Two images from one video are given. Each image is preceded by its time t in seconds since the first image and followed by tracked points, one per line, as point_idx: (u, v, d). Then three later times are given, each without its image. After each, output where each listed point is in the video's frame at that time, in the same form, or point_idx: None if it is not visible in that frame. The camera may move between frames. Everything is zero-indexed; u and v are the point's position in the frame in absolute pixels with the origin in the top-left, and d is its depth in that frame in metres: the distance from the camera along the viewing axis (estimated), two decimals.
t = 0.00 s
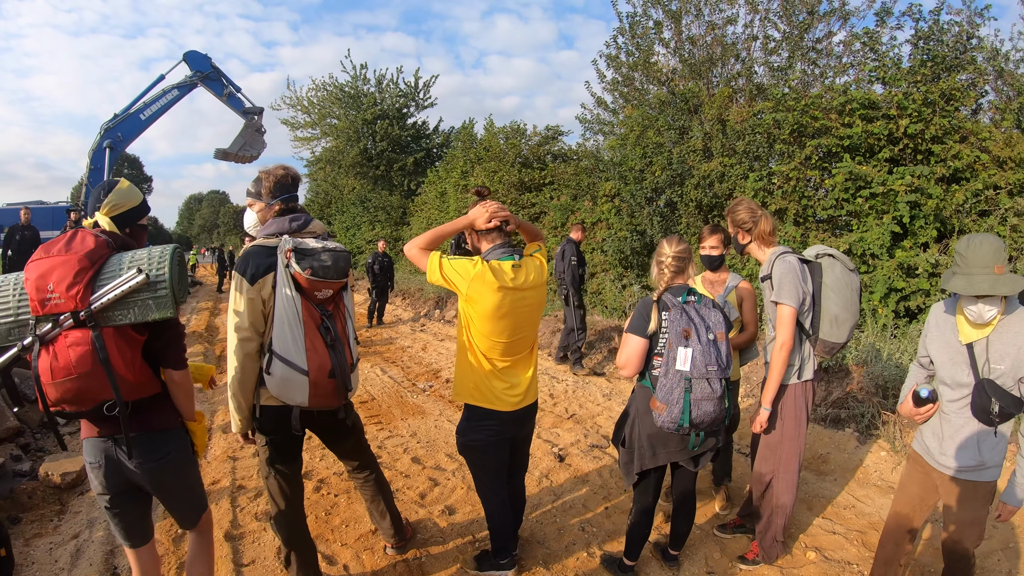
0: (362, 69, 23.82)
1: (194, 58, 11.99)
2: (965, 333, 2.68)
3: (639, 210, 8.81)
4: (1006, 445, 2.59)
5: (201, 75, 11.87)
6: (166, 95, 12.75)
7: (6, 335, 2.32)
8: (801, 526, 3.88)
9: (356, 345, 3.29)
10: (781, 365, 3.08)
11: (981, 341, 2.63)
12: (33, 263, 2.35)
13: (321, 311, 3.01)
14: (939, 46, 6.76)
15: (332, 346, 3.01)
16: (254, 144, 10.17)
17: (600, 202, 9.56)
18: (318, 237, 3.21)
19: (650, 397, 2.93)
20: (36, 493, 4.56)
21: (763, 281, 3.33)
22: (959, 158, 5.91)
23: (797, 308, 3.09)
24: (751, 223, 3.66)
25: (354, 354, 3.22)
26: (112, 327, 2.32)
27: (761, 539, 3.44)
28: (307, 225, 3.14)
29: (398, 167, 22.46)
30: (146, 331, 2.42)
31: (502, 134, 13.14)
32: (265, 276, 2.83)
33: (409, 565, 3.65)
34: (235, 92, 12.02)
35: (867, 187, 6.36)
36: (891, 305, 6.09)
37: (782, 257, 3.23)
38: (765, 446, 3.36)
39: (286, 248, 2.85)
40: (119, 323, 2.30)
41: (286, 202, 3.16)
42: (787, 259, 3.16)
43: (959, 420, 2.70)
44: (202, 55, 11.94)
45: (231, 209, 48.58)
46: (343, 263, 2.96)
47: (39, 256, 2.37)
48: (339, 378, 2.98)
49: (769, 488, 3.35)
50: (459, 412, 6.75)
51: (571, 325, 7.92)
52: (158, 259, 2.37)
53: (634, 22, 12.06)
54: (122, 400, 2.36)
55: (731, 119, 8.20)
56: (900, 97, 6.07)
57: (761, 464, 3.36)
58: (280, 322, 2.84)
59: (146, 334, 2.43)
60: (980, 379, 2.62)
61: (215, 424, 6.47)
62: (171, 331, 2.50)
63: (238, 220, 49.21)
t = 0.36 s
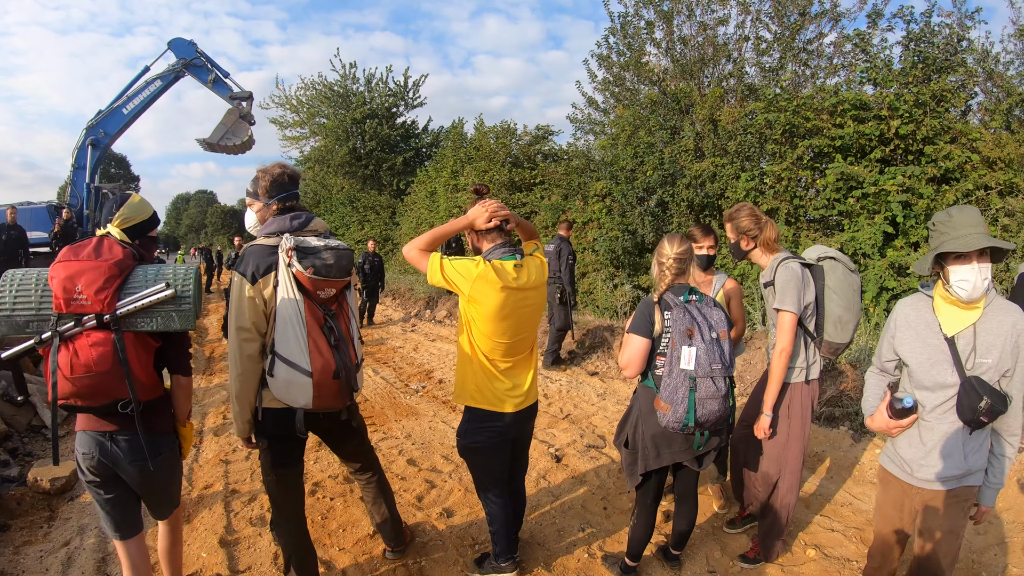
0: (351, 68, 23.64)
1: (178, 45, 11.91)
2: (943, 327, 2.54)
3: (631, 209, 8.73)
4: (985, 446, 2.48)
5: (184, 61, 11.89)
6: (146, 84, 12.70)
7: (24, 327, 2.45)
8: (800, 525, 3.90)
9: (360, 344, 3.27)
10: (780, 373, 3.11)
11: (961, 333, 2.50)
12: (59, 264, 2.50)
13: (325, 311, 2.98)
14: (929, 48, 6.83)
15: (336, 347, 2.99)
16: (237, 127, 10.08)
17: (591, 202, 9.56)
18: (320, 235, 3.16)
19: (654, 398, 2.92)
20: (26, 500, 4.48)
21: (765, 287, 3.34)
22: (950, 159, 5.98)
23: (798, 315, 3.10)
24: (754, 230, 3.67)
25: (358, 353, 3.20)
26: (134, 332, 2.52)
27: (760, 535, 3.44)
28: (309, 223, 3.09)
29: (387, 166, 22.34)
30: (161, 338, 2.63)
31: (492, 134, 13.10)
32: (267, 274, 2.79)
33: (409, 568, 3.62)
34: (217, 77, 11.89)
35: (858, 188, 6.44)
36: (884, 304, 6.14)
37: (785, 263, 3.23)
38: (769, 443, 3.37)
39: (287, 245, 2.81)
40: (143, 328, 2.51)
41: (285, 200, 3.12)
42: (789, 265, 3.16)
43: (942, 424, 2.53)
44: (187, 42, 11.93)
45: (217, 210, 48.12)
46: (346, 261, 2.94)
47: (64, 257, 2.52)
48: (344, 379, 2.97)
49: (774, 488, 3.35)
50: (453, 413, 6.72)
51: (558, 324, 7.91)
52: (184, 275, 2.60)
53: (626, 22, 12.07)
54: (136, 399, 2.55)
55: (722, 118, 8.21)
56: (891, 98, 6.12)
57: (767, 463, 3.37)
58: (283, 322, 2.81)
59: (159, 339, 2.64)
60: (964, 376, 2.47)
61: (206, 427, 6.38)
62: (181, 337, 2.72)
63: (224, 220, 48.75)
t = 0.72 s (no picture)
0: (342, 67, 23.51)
1: (160, 33, 11.97)
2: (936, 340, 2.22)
3: (624, 209, 8.74)
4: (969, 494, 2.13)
5: (163, 49, 11.92)
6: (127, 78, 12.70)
7: (46, 314, 2.68)
8: (798, 523, 3.92)
9: (345, 350, 3.12)
10: (791, 356, 3.13)
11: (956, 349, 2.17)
12: (78, 263, 2.68)
13: (303, 315, 2.87)
14: (922, 49, 6.88)
15: (314, 353, 2.87)
16: (213, 114, 9.88)
17: (584, 201, 9.55)
18: (307, 235, 3.13)
19: (656, 399, 2.92)
20: (18, 504, 4.43)
21: (765, 278, 3.39)
22: (943, 159, 6.02)
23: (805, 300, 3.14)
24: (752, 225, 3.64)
25: (341, 359, 3.05)
26: (138, 334, 2.66)
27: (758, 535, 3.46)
28: (293, 223, 3.09)
29: (379, 166, 22.23)
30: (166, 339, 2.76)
31: (485, 134, 13.07)
32: (248, 277, 2.83)
33: (408, 571, 3.59)
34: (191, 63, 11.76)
35: (852, 187, 6.45)
36: (877, 303, 6.17)
37: (786, 253, 3.29)
38: (768, 433, 3.37)
39: (264, 248, 2.76)
40: (146, 332, 2.64)
41: (272, 198, 3.11)
42: (789, 256, 3.21)
43: (919, 455, 2.23)
44: (168, 29, 11.99)
45: (206, 210, 47.79)
46: (326, 262, 2.84)
47: (83, 258, 2.68)
48: (320, 388, 2.83)
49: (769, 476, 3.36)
50: (449, 414, 6.69)
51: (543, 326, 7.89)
52: (187, 287, 2.67)
53: (619, 22, 12.07)
54: (137, 391, 2.70)
55: (715, 119, 8.07)
56: (884, 99, 6.16)
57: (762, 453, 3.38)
58: (262, 327, 2.80)
59: (164, 340, 2.79)
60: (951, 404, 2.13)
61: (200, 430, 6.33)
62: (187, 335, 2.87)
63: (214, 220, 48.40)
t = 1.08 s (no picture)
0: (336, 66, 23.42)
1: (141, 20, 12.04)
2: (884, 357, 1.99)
3: (620, 209, 8.71)
4: (927, 539, 1.82)
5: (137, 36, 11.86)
6: (100, 71, 12.57)
7: (52, 313, 2.78)
8: (796, 522, 3.94)
9: (332, 352, 3.04)
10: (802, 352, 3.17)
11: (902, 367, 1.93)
12: (74, 264, 2.79)
13: (285, 315, 2.85)
14: (917, 50, 6.92)
15: (296, 354, 2.83)
16: (173, 97, 9.17)
17: (579, 201, 9.53)
18: (294, 233, 3.13)
19: (671, 399, 2.90)
20: (12, 507, 4.39)
21: (773, 276, 3.40)
22: (938, 159, 6.06)
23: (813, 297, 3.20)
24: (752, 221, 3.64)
25: (327, 361, 2.97)
26: (128, 326, 2.70)
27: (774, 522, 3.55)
28: (279, 223, 3.08)
29: (374, 166, 22.14)
30: (159, 330, 2.79)
31: (480, 134, 13.04)
32: (232, 279, 2.82)
33: (408, 572, 3.58)
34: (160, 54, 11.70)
35: (847, 187, 6.48)
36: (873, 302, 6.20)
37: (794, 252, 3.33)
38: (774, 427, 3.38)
39: (246, 248, 2.77)
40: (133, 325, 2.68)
41: (259, 195, 3.15)
42: (795, 256, 3.26)
43: (870, 489, 1.98)
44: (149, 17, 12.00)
45: (199, 210, 47.50)
46: (308, 261, 2.82)
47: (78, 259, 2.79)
48: (302, 390, 2.80)
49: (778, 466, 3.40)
50: (446, 414, 6.68)
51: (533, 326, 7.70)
52: (165, 277, 2.68)
53: (615, 22, 12.08)
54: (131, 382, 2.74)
55: (711, 118, 8.16)
56: (880, 99, 6.19)
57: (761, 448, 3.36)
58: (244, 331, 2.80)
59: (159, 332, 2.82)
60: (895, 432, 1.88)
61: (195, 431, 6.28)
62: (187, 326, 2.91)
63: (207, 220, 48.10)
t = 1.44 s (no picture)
0: (334, 67, 23.37)
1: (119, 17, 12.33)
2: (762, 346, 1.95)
3: (619, 209, 8.69)
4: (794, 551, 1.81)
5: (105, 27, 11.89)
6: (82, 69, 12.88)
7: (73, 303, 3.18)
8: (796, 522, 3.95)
9: (331, 354, 3.03)
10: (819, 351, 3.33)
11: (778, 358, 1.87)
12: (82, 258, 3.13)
13: (284, 316, 2.83)
14: (915, 50, 6.93)
15: (295, 355, 2.82)
16: (123, 87, 10.27)
17: (578, 201, 9.52)
18: (292, 233, 3.12)
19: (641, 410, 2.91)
20: (11, 508, 4.38)
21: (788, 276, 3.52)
22: (936, 159, 6.09)
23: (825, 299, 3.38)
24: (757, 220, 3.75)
25: (326, 363, 2.97)
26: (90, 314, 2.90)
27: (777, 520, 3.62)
28: (277, 222, 3.08)
29: (371, 166, 22.06)
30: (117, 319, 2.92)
31: (478, 134, 13.02)
32: (230, 280, 2.80)
33: (408, 573, 3.58)
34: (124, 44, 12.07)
35: (845, 187, 6.47)
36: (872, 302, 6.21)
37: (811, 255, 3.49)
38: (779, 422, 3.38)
39: (245, 248, 2.76)
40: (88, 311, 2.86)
41: (256, 197, 3.14)
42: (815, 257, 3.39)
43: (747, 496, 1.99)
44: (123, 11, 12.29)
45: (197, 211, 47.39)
46: (306, 261, 2.83)
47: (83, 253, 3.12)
48: (300, 391, 2.79)
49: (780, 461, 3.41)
50: (445, 415, 6.67)
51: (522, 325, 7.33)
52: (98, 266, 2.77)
53: (613, 22, 12.08)
54: (97, 366, 2.95)
55: (710, 118, 8.20)
56: (878, 99, 6.20)
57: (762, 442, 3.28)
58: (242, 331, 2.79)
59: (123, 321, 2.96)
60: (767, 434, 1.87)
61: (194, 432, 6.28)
62: (155, 312, 2.97)
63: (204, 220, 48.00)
